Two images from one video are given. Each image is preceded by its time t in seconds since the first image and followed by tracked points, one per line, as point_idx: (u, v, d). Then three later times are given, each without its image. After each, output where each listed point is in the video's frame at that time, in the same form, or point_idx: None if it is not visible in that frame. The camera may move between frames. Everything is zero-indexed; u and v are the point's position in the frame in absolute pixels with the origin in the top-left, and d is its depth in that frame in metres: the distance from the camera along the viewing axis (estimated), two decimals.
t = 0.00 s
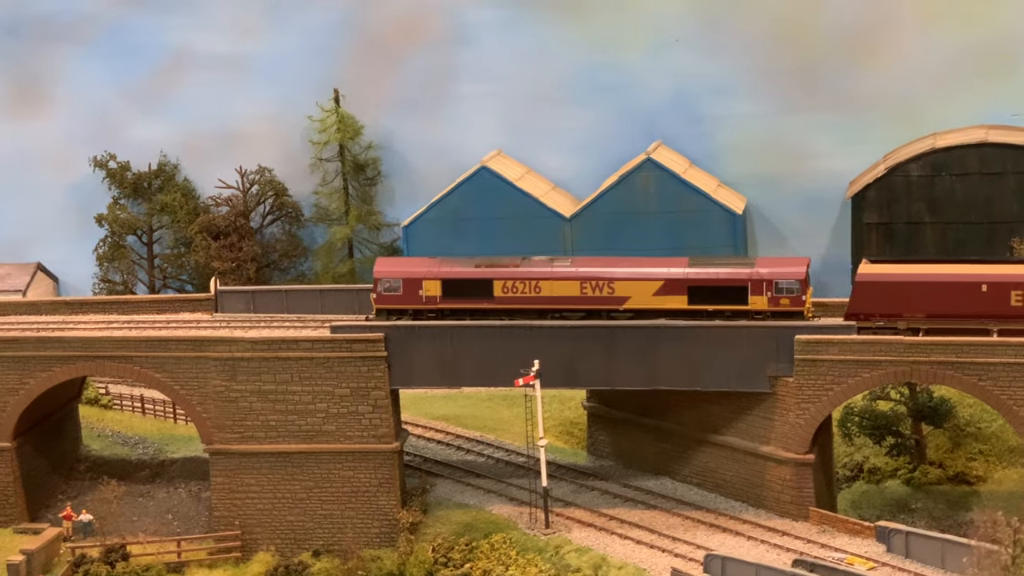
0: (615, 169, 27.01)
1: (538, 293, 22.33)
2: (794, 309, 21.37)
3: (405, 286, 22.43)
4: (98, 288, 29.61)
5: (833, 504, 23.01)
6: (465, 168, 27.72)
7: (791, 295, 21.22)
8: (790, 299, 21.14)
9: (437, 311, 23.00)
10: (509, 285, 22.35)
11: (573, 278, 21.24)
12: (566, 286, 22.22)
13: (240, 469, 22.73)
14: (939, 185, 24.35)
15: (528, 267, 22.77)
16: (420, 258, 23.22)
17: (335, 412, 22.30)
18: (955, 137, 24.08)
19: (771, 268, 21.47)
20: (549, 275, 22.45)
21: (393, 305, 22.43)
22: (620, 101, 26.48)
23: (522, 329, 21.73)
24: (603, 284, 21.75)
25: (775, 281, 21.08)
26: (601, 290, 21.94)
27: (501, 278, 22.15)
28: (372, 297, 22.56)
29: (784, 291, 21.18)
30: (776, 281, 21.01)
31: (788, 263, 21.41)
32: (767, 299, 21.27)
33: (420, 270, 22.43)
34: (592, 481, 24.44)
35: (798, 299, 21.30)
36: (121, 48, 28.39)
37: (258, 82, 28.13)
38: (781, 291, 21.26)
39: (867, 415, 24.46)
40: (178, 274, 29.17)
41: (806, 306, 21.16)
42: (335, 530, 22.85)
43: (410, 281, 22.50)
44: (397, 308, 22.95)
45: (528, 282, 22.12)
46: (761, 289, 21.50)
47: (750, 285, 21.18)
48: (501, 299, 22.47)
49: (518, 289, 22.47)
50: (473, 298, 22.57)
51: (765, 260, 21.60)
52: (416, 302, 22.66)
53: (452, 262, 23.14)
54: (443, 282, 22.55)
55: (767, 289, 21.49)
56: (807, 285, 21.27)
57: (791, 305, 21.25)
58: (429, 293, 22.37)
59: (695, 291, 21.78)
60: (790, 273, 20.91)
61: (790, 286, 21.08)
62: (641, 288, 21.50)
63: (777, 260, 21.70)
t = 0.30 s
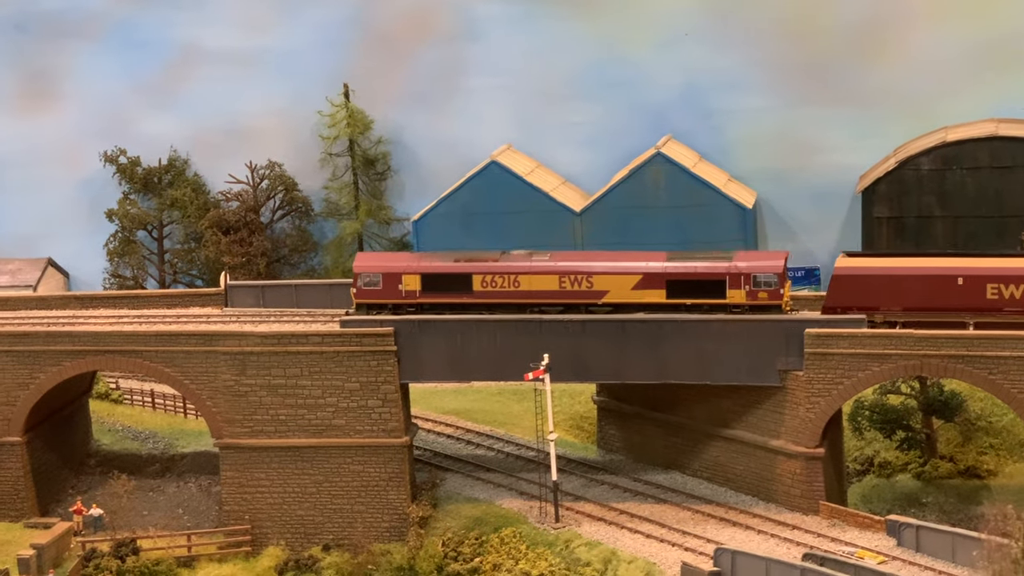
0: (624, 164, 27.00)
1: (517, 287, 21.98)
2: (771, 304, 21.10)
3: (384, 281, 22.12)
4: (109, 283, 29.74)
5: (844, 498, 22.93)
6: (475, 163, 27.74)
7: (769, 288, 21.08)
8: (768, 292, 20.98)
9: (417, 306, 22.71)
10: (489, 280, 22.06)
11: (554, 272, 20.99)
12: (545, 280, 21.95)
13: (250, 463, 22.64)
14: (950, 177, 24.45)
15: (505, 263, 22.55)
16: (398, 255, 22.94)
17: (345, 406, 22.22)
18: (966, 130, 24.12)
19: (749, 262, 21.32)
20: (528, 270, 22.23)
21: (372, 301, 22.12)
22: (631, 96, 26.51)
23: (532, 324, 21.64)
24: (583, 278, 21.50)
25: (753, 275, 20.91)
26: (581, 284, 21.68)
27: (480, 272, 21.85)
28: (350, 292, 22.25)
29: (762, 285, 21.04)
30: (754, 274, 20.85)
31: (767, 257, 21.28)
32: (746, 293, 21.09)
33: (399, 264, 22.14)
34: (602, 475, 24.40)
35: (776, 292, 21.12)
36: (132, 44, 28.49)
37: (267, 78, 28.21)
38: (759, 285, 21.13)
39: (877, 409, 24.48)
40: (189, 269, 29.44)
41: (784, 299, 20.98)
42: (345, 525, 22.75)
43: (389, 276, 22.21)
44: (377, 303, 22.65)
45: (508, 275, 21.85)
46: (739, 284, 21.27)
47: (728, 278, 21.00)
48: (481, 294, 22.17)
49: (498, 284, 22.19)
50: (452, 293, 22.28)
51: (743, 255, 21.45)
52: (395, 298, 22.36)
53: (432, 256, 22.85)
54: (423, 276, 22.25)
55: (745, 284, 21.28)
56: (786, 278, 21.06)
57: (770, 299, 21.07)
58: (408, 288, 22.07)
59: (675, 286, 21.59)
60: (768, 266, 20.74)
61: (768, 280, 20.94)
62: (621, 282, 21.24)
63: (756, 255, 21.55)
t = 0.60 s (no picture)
0: (632, 163, 27.05)
1: (493, 286, 22.25)
2: (747, 303, 21.55)
3: (361, 280, 22.35)
4: (117, 283, 29.87)
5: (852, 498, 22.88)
6: (483, 162, 27.81)
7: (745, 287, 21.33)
8: (744, 291, 21.24)
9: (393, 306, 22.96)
10: (465, 279, 22.31)
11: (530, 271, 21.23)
12: (521, 279, 22.21)
13: (257, 463, 22.65)
14: (958, 177, 24.41)
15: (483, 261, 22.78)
16: (378, 254, 23.23)
17: (352, 405, 22.21)
18: (974, 129, 24.14)
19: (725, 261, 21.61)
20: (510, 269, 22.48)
21: (349, 300, 22.36)
22: (638, 95, 26.54)
23: (538, 323, 21.62)
24: (559, 277, 21.75)
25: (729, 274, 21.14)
26: (557, 283, 21.93)
27: (457, 271, 22.11)
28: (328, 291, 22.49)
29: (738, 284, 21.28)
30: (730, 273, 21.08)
31: (742, 255, 21.56)
32: (721, 292, 21.32)
33: (376, 264, 22.39)
34: (609, 474, 24.39)
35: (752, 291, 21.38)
36: (141, 44, 28.62)
37: (275, 78, 28.32)
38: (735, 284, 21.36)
39: (884, 408, 24.48)
40: (197, 269, 29.47)
41: (759, 298, 21.24)
42: (351, 524, 22.71)
43: (367, 276, 22.45)
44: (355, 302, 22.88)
45: (483, 275, 22.03)
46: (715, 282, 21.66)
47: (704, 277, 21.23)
48: (457, 293, 22.42)
49: (475, 283, 22.43)
50: (429, 292, 22.54)
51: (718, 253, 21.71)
52: (372, 297, 22.60)
53: (410, 256, 23.10)
54: (400, 275, 22.51)
55: (721, 282, 21.67)
56: (760, 277, 21.33)
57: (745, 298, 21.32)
58: (385, 288, 22.32)
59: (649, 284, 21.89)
60: (742, 265, 21.05)
61: (743, 279, 21.18)
62: (596, 281, 21.48)
63: (731, 253, 21.86)
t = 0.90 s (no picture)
0: (639, 158, 27.05)
1: (470, 281, 22.49)
2: (722, 296, 21.86)
3: (338, 275, 22.60)
4: (125, 278, 29.96)
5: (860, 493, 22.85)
6: (491, 157, 27.82)
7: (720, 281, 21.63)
8: (719, 285, 21.52)
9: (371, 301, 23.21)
10: (442, 274, 22.55)
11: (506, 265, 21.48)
12: (497, 274, 22.45)
13: (265, 457, 22.66)
14: (967, 171, 24.41)
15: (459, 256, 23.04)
16: (353, 249, 23.42)
17: (359, 399, 22.19)
18: (983, 124, 24.07)
19: (699, 255, 21.90)
20: (512, 263, 22.53)
21: (326, 295, 22.61)
22: (647, 90, 26.51)
23: (546, 317, 21.58)
24: (534, 271, 22.01)
25: (703, 268, 21.40)
26: (533, 277, 22.18)
27: (433, 266, 22.38)
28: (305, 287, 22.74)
29: (713, 278, 21.57)
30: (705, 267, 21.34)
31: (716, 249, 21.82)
32: (696, 286, 21.58)
33: (352, 259, 22.64)
34: (617, 469, 24.39)
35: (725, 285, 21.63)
36: (149, 38, 28.66)
37: (282, 72, 28.35)
38: (710, 277, 21.64)
39: (892, 404, 24.46)
40: (205, 264, 29.53)
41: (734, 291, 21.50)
42: (359, 518, 22.72)
43: (344, 271, 22.70)
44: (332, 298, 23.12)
45: (459, 270, 22.29)
46: (690, 276, 21.97)
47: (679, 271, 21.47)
48: (434, 287, 22.68)
49: (451, 277, 22.68)
50: (406, 287, 22.79)
51: (693, 248, 21.97)
52: (349, 292, 22.85)
53: (386, 251, 23.36)
54: (376, 270, 22.76)
55: (695, 276, 21.99)
56: (735, 271, 21.57)
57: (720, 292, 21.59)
58: (362, 283, 22.58)
59: (634, 278, 22.12)
60: (717, 260, 21.31)
61: (718, 273, 21.44)
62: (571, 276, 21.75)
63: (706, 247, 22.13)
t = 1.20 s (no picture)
0: (652, 153, 27.09)
1: (452, 275, 22.70)
2: (703, 291, 22.03)
3: (321, 269, 22.90)
4: (138, 272, 30.06)
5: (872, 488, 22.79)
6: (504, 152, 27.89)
7: (701, 275, 21.83)
8: (700, 279, 21.73)
9: (354, 295, 23.49)
10: (424, 268, 22.79)
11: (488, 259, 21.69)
12: (480, 268, 22.65)
13: (277, 450, 22.63)
14: (980, 167, 24.26)
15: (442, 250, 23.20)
16: (339, 243, 23.73)
17: (371, 394, 22.17)
18: (996, 119, 23.93)
19: (681, 250, 22.10)
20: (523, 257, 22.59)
21: (309, 289, 22.91)
22: (660, 85, 26.58)
23: (558, 311, 21.56)
24: (516, 266, 22.23)
25: (684, 262, 21.59)
26: (514, 271, 22.40)
27: (415, 260, 22.62)
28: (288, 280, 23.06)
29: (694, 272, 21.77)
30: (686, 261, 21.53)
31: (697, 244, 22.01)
32: (677, 280, 21.79)
33: (335, 253, 22.93)
34: (629, 464, 24.37)
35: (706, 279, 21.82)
36: (163, 32, 28.79)
37: (296, 67, 28.46)
38: (690, 272, 21.84)
39: (905, 399, 24.44)
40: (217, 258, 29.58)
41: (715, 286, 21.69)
42: (371, 512, 22.68)
43: (327, 265, 22.99)
44: (316, 291, 23.40)
45: (442, 264, 22.52)
46: (671, 270, 22.13)
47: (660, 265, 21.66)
48: (416, 281, 22.93)
49: (433, 271, 22.90)
50: (388, 281, 23.04)
51: (675, 242, 22.16)
52: (333, 286, 23.14)
53: (370, 245, 23.61)
54: (359, 264, 23.03)
55: (676, 271, 22.15)
56: (716, 265, 21.77)
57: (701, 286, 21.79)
58: (344, 276, 22.87)
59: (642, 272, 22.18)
60: (699, 255, 21.49)
61: (699, 267, 21.64)
62: (553, 270, 21.97)
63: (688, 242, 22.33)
